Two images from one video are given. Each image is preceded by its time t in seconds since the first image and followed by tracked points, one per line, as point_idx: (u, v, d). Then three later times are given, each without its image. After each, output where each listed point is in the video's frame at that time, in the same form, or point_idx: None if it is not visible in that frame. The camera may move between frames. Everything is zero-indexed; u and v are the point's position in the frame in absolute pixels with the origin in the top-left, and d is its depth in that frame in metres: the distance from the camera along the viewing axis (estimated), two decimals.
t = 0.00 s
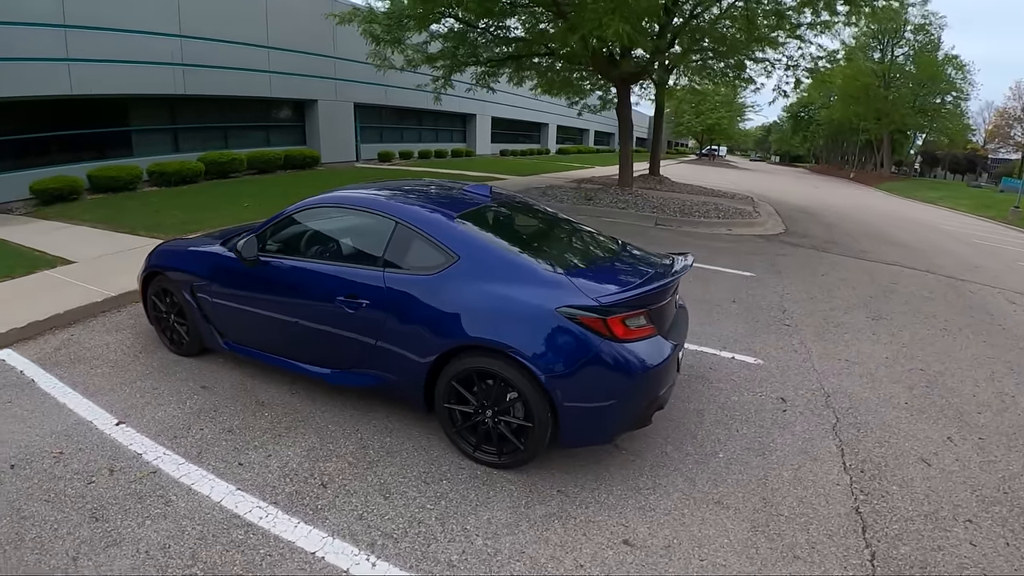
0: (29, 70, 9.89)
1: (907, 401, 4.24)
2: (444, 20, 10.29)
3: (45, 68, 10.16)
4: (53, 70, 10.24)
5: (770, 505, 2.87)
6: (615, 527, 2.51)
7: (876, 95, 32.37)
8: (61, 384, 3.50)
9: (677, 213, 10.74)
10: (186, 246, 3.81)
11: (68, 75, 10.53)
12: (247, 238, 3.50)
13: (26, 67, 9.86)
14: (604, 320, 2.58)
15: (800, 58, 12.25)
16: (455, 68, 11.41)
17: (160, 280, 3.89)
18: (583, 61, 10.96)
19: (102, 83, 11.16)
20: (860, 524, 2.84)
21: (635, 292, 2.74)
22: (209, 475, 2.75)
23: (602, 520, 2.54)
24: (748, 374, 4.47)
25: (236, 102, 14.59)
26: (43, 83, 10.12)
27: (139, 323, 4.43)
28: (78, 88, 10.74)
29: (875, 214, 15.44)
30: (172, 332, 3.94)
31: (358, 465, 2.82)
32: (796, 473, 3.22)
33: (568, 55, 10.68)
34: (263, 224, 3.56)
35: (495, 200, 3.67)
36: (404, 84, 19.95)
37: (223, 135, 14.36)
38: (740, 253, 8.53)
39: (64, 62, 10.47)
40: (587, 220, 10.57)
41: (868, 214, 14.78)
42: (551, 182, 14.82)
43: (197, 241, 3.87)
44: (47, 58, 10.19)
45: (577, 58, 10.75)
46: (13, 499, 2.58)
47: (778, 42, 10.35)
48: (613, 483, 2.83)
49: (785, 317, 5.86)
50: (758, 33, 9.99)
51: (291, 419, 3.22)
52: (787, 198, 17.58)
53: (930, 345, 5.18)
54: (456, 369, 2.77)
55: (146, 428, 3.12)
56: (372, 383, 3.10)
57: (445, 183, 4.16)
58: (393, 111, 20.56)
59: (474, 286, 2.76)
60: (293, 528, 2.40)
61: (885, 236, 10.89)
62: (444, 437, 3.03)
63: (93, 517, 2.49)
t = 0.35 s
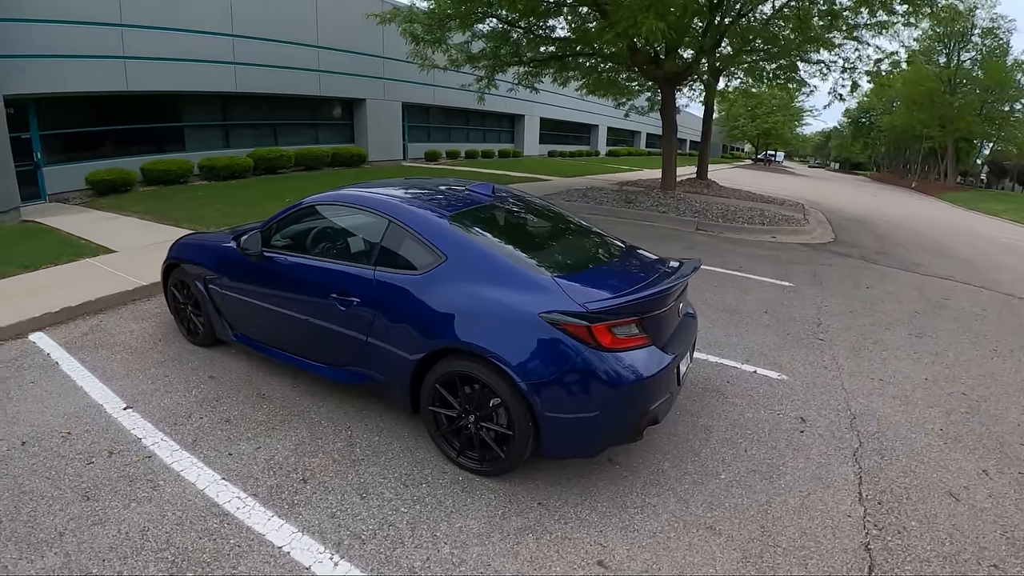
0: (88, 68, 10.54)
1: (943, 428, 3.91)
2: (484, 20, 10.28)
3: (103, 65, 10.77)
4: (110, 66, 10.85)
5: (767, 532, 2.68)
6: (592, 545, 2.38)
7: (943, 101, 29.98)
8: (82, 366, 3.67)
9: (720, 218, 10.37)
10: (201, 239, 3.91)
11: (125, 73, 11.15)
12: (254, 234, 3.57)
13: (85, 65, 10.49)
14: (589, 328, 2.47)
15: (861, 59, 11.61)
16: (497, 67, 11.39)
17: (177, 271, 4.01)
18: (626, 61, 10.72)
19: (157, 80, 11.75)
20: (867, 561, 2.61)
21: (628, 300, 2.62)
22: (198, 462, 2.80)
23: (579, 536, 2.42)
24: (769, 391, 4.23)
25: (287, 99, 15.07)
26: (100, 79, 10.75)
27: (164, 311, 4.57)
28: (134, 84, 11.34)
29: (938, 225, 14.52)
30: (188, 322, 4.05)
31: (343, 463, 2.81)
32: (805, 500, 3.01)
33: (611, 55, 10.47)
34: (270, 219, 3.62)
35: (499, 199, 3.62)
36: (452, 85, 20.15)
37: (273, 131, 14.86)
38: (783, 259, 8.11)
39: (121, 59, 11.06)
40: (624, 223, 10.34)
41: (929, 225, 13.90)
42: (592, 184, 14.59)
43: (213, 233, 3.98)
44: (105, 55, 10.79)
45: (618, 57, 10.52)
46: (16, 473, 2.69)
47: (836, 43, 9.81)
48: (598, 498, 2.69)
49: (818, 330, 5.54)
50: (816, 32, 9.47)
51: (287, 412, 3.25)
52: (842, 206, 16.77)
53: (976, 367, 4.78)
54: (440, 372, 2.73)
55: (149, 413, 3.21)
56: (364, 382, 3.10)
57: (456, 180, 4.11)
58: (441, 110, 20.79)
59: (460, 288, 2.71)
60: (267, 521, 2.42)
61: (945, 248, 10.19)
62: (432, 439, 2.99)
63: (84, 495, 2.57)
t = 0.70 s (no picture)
0: (147, 69, 11.42)
1: (978, 457, 3.63)
2: (527, 25, 10.35)
3: (163, 67, 11.68)
4: (170, 68, 11.73)
5: (758, 553, 2.55)
6: (565, 554, 2.34)
7: None
8: (113, 351, 3.91)
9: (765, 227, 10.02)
10: (227, 235, 4.10)
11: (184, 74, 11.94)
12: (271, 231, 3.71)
13: (145, 66, 11.41)
14: (571, 331, 2.44)
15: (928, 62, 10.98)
16: (541, 71, 11.42)
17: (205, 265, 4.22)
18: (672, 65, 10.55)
19: (215, 81, 12.48)
20: None
21: (616, 303, 2.57)
22: (200, 445, 2.94)
23: (554, 544, 2.39)
24: (789, 407, 4.05)
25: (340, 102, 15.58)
26: (160, 80, 11.64)
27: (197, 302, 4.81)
28: (193, 85, 12.17)
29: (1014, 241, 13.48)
30: (213, 313, 4.24)
31: (335, 455, 2.87)
32: (809, 521, 2.85)
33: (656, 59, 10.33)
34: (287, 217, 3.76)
35: (507, 199, 3.62)
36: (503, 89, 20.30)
37: (326, 133, 15.41)
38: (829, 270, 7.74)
39: (181, 62, 11.92)
40: (664, 229, 10.15)
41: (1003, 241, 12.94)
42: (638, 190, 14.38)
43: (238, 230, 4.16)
44: (165, 58, 11.67)
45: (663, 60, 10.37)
46: (39, 444, 2.90)
47: (896, 45, 9.33)
48: (582, 507, 2.65)
49: (854, 346, 5.26)
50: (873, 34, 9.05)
51: (292, 404, 3.35)
52: (907, 218, 15.87)
53: None
54: (429, 371, 2.76)
55: (166, 397, 3.39)
56: (363, 377, 3.17)
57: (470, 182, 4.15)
58: (492, 115, 20.98)
59: (450, 287, 2.74)
60: (252, 505, 2.51)
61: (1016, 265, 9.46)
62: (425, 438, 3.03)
63: (93, 468, 2.74)
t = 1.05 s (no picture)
0: (207, 71, 12.16)
1: (1000, 489, 3.39)
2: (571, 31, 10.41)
3: (222, 69, 12.39)
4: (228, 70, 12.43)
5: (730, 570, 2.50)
6: (529, 554, 2.38)
7: None
8: (147, 336, 4.21)
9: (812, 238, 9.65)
10: (254, 231, 4.36)
11: (241, 76, 12.63)
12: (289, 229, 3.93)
13: (205, 69, 12.16)
14: (543, 334, 2.49)
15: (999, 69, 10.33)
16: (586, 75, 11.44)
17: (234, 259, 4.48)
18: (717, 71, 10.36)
19: (271, 84, 13.11)
20: None
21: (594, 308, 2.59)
22: (206, 425, 3.15)
23: (519, 544, 2.43)
24: (798, 426, 3.93)
25: (392, 105, 16.04)
26: (219, 81, 12.36)
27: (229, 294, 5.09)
28: (249, 87, 12.83)
29: None
30: (240, 305, 4.50)
31: (327, 444, 3.01)
32: (797, 540, 2.77)
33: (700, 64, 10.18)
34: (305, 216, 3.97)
35: (511, 202, 3.69)
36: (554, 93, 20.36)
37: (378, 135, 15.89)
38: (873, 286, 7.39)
39: (239, 65, 12.60)
40: (705, 238, 9.95)
41: None
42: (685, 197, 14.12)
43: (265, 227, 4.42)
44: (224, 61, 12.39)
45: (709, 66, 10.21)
46: (67, 416, 3.19)
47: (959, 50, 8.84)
48: (555, 511, 2.67)
49: (884, 366, 5.01)
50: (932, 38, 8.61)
51: (298, 393, 3.52)
52: (978, 234, 14.88)
53: None
54: (414, 367, 2.87)
55: (185, 380, 3.64)
56: (360, 371, 3.31)
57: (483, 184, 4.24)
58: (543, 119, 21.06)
59: (436, 287, 2.84)
60: (241, 483, 2.68)
61: None
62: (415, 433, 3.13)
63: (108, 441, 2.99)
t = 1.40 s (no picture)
0: (243, 71, 12.59)
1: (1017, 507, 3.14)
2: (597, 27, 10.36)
3: (257, 68, 12.80)
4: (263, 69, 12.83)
5: None
6: (490, 549, 2.40)
7: None
8: (161, 324, 4.40)
9: (845, 239, 9.31)
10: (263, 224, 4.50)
11: (275, 75, 13.02)
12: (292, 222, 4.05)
13: (241, 68, 12.59)
14: (510, 326, 2.50)
15: None
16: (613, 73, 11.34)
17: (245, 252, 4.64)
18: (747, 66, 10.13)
19: (305, 82, 13.47)
20: None
21: (566, 301, 2.57)
22: (201, 410, 3.28)
23: (482, 538, 2.45)
24: (800, 432, 3.79)
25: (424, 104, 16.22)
26: (254, 79, 12.77)
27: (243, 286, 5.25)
28: (283, 85, 13.22)
29: None
30: (250, 296, 4.65)
31: (311, 433, 3.09)
32: (780, 551, 2.64)
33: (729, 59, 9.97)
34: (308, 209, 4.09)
35: (505, 194, 3.69)
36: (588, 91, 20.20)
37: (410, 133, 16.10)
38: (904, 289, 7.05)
39: (273, 64, 12.99)
40: (731, 238, 9.72)
41: None
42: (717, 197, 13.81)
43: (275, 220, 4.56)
44: (259, 61, 12.80)
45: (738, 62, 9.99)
46: (76, 397, 3.38)
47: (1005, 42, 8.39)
48: (525, 508, 2.68)
49: (903, 372, 4.78)
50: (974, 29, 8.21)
51: (293, 383, 3.62)
52: None
53: None
54: (394, 359, 2.93)
55: (190, 367, 3.79)
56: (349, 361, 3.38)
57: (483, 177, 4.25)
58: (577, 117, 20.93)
59: (415, 280, 2.89)
60: (223, 466, 2.79)
61: None
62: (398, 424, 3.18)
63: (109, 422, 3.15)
